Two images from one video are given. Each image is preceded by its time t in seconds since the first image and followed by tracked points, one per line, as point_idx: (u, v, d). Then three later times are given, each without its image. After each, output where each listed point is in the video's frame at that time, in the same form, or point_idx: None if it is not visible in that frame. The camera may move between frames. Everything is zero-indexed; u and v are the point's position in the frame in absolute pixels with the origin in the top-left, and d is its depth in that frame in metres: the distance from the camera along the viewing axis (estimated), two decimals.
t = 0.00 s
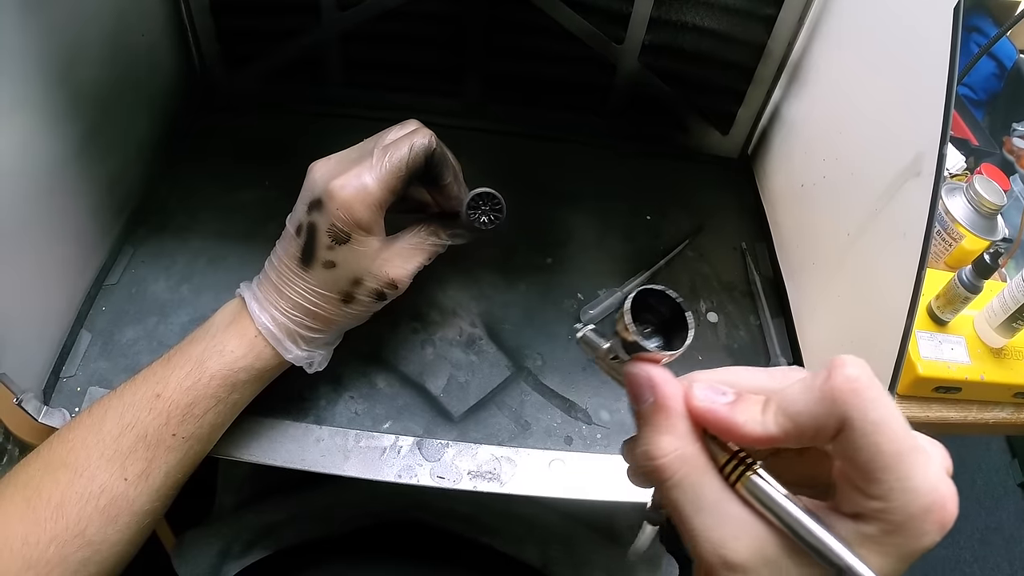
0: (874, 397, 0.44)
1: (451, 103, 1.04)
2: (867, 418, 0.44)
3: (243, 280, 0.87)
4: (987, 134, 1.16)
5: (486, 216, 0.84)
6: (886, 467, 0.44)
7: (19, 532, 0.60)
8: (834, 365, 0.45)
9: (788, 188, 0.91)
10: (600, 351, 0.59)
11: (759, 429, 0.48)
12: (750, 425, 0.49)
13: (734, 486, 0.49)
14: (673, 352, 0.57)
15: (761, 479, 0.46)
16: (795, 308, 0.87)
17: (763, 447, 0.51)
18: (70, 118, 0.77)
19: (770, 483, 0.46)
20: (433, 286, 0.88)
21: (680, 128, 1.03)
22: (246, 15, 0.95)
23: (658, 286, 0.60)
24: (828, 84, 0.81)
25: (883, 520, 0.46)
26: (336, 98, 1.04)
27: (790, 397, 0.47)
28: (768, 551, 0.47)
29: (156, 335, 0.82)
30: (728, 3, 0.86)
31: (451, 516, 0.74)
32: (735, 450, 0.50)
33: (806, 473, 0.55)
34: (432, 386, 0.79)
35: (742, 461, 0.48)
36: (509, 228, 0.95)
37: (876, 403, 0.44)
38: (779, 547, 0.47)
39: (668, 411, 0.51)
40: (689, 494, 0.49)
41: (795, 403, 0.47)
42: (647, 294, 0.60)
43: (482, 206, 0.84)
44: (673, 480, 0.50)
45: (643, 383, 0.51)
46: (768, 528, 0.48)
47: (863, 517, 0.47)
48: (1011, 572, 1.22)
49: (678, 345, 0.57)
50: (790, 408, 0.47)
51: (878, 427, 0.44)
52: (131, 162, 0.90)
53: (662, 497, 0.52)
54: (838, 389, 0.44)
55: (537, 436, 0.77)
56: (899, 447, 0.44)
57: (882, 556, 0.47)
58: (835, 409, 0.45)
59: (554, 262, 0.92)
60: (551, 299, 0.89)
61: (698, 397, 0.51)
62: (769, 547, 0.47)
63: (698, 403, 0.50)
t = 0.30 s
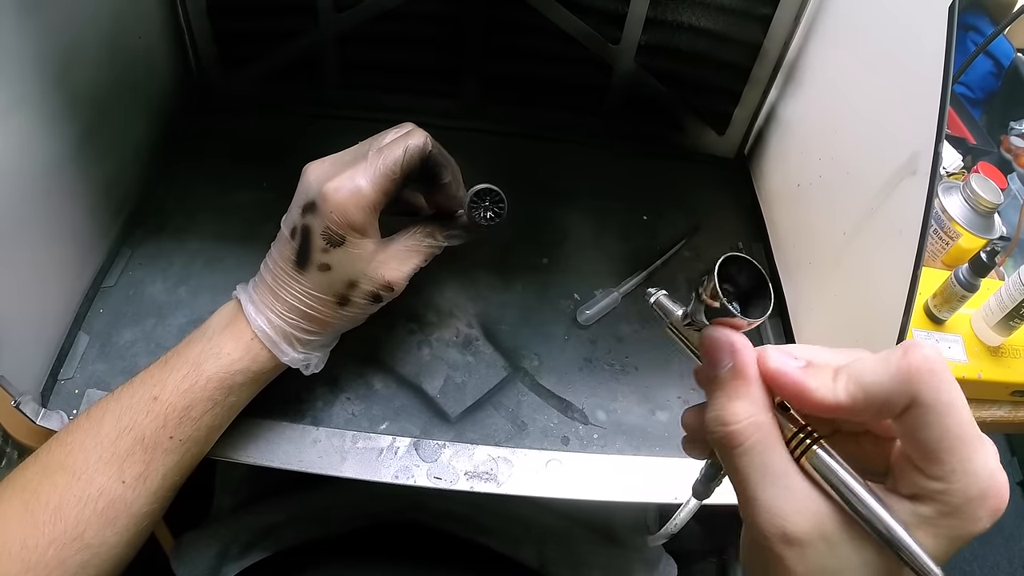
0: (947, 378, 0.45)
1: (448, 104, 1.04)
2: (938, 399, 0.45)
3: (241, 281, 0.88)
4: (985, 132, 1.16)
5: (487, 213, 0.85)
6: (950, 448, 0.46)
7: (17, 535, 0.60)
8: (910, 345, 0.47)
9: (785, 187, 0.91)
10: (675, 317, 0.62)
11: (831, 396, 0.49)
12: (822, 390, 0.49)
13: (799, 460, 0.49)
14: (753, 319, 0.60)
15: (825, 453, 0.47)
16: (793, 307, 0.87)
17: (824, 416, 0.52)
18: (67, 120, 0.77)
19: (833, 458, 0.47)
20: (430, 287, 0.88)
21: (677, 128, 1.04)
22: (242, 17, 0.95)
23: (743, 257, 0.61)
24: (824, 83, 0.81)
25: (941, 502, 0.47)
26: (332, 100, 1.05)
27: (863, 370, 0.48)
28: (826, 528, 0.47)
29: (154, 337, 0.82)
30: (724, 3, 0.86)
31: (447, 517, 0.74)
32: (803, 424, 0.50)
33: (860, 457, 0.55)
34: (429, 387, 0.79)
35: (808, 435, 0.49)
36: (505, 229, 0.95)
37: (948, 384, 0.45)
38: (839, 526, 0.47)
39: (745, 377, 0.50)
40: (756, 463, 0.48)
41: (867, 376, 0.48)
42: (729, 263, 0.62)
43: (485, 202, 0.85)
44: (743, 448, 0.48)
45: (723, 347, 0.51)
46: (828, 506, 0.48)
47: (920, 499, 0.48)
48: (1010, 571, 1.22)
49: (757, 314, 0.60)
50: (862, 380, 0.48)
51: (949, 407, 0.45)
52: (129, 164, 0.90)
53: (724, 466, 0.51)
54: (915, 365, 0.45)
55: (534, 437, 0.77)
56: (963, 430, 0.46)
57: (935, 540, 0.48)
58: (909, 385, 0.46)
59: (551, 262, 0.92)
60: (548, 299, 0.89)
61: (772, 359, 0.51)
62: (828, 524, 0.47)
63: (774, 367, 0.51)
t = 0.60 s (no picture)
0: (910, 401, 0.44)
1: (447, 105, 1.04)
2: (901, 422, 0.43)
3: (240, 282, 0.88)
4: (984, 132, 1.16)
5: (485, 210, 0.82)
6: (915, 471, 0.44)
7: (17, 536, 0.60)
8: (871, 366, 0.45)
9: (783, 187, 0.91)
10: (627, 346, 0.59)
11: (790, 429, 0.48)
12: (780, 424, 0.48)
13: (758, 488, 0.48)
14: (702, 348, 0.53)
15: (784, 479, 0.47)
16: (792, 307, 0.87)
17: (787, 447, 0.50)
18: (66, 121, 0.77)
19: (792, 483, 0.46)
20: (430, 288, 0.88)
21: (676, 127, 1.04)
22: (241, 17, 0.95)
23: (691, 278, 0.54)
24: (823, 83, 0.81)
25: (907, 526, 0.46)
26: (331, 100, 1.05)
27: (824, 395, 0.47)
28: (787, 555, 0.47)
29: (153, 338, 0.82)
30: (723, 3, 0.86)
31: (447, 517, 0.74)
32: (760, 450, 0.49)
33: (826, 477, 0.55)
34: (428, 387, 0.79)
35: (767, 461, 0.48)
36: (505, 229, 0.95)
37: (911, 407, 0.43)
38: (798, 549, 0.48)
39: (697, 407, 0.50)
40: (711, 494, 0.49)
41: (828, 402, 0.46)
42: (676, 287, 0.55)
43: (483, 198, 0.82)
44: (698, 480, 0.49)
45: (673, 377, 0.50)
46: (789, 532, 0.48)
47: (885, 523, 0.47)
48: (1010, 570, 1.22)
49: (708, 342, 0.53)
50: (823, 407, 0.46)
51: (912, 431, 0.43)
52: (128, 165, 0.90)
53: (682, 496, 0.51)
54: (875, 390, 0.44)
55: (534, 437, 0.77)
56: (929, 453, 0.44)
57: (900, 562, 0.47)
58: (870, 410, 0.44)
59: (550, 262, 0.92)
60: (548, 299, 0.89)
61: (727, 394, 0.50)
62: (789, 550, 0.48)
63: (729, 401, 0.50)
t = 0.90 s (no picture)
0: (859, 413, 0.44)
1: (449, 105, 1.05)
2: (850, 434, 0.43)
3: (241, 281, 0.88)
4: (984, 134, 1.16)
5: (487, 208, 0.80)
6: (872, 483, 0.44)
7: (18, 535, 0.60)
8: (818, 381, 0.45)
9: (784, 188, 0.92)
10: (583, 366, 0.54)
11: (740, 442, 0.48)
12: (731, 438, 0.48)
13: (719, 503, 0.48)
14: (654, 368, 0.50)
15: (746, 494, 0.46)
16: (793, 307, 0.87)
17: (745, 461, 0.50)
18: (68, 119, 0.77)
19: (754, 498, 0.46)
20: (431, 288, 0.88)
21: (677, 128, 1.04)
22: (243, 17, 0.95)
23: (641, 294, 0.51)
24: (824, 84, 0.81)
25: (870, 536, 0.46)
26: (332, 100, 1.05)
27: (772, 410, 0.47)
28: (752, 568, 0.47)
29: (154, 337, 0.82)
30: (724, 3, 0.86)
31: (450, 519, 0.75)
32: (719, 466, 0.49)
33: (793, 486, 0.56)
34: (430, 387, 0.79)
35: (727, 477, 0.48)
36: (506, 229, 0.95)
37: (860, 418, 0.43)
38: (763, 562, 0.47)
39: (650, 428, 0.50)
40: (671, 512, 0.49)
41: (776, 416, 0.46)
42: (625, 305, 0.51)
43: (484, 197, 0.81)
44: (657, 499, 0.49)
45: (624, 400, 0.50)
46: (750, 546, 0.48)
47: (848, 534, 0.47)
48: (1010, 571, 1.22)
49: (660, 362, 0.50)
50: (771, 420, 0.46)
51: (864, 444, 0.43)
52: (129, 163, 0.90)
53: (645, 515, 0.52)
54: (821, 405, 0.44)
55: (535, 437, 0.77)
56: (884, 464, 0.44)
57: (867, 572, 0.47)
58: (818, 425, 0.44)
59: (551, 262, 0.93)
60: (548, 300, 0.89)
61: (679, 410, 0.50)
62: (754, 564, 0.47)
63: (679, 417, 0.50)
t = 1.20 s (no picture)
0: (935, 391, 0.45)
1: (449, 105, 1.05)
2: (925, 411, 0.44)
3: (242, 280, 0.88)
4: (985, 135, 1.15)
5: (488, 211, 0.81)
6: (939, 461, 0.45)
7: (18, 534, 0.60)
8: (896, 358, 0.46)
9: (785, 188, 0.92)
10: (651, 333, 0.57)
11: (816, 412, 0.48)
12: (807, 407, 0.48)
13: (786, 475, 0.48)
14: (734, 335, 0.55)
15: (813, 467, 0.46)
16: (793, 308, 0.87)
17: (812, 432, 0.50)
18: (68, 118, 0.77)
19: (821, 472, 0.46)
20: (432, 287, 0.88)
21: (678, 129, 1.04)
22: (244, 16, 0.95)
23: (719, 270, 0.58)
24: (825, 84, 0.81)
25: (932, 515, 0.47)
26: (333, 100, 1.05)
27: (849, 383, 0.47)
28: (815, 544, 0.47)
29: (154, 336, 0.82)
30: (725, 4, 0.86)
31: (450, 519, 0.75)
32: (788, 438, 0.49)
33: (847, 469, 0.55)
34: (430, 387, 0.79)
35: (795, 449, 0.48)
36: (507, 229, 0.95)
37: (936, 396, 0.44)
38: (827, 537, 0.47)
39: (728, 394, 0.48)
40: (742, 481, 0.48)
41: (854, 390, 0.47)
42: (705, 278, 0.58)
43: (483, 201, 0.80)
44: (730, 466, 0.48)
45: (704, 364, 0.48)
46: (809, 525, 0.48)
47: (910, 512, 0.48)
48: (1009, 572, 1.22)
49: (739, 330, 0.56)
50: (848, 394, 0.47)
51: (937, 421, 0.44)
52: (130, 163, 0.90)
53: (710, 483, 0.50)
54: (901, 380, 0.45)
55: (535, 437, 0.77)
56: (953, 443, 0.45)
57: (926, 552, 0.47)
58: (895, 399, 0.45)
59: (552, 262, 0.93)
60: (549, 299, 0.89)
61: (755, 376, 0.50)
62: (817, 539, 0.47)
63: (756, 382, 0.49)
